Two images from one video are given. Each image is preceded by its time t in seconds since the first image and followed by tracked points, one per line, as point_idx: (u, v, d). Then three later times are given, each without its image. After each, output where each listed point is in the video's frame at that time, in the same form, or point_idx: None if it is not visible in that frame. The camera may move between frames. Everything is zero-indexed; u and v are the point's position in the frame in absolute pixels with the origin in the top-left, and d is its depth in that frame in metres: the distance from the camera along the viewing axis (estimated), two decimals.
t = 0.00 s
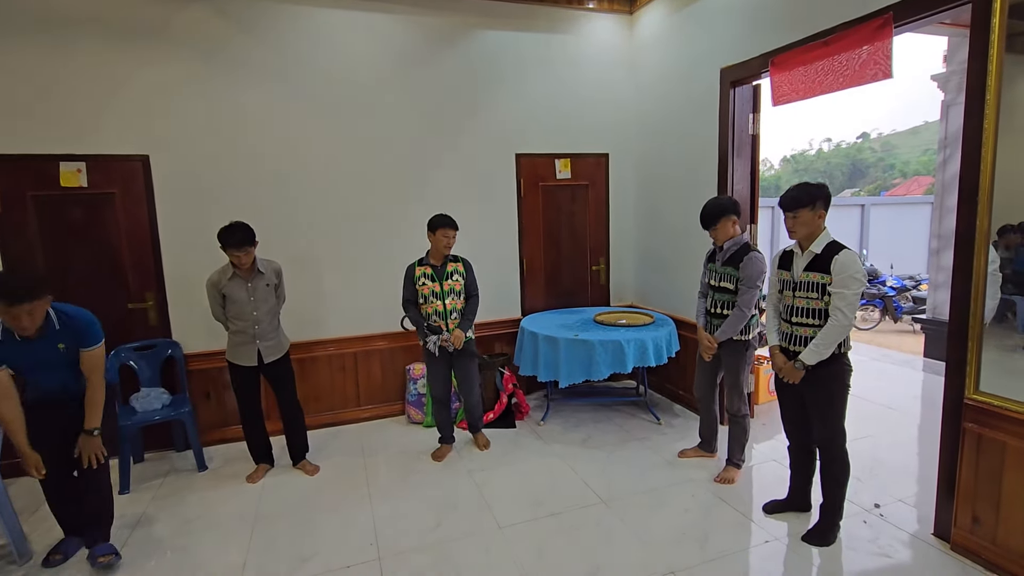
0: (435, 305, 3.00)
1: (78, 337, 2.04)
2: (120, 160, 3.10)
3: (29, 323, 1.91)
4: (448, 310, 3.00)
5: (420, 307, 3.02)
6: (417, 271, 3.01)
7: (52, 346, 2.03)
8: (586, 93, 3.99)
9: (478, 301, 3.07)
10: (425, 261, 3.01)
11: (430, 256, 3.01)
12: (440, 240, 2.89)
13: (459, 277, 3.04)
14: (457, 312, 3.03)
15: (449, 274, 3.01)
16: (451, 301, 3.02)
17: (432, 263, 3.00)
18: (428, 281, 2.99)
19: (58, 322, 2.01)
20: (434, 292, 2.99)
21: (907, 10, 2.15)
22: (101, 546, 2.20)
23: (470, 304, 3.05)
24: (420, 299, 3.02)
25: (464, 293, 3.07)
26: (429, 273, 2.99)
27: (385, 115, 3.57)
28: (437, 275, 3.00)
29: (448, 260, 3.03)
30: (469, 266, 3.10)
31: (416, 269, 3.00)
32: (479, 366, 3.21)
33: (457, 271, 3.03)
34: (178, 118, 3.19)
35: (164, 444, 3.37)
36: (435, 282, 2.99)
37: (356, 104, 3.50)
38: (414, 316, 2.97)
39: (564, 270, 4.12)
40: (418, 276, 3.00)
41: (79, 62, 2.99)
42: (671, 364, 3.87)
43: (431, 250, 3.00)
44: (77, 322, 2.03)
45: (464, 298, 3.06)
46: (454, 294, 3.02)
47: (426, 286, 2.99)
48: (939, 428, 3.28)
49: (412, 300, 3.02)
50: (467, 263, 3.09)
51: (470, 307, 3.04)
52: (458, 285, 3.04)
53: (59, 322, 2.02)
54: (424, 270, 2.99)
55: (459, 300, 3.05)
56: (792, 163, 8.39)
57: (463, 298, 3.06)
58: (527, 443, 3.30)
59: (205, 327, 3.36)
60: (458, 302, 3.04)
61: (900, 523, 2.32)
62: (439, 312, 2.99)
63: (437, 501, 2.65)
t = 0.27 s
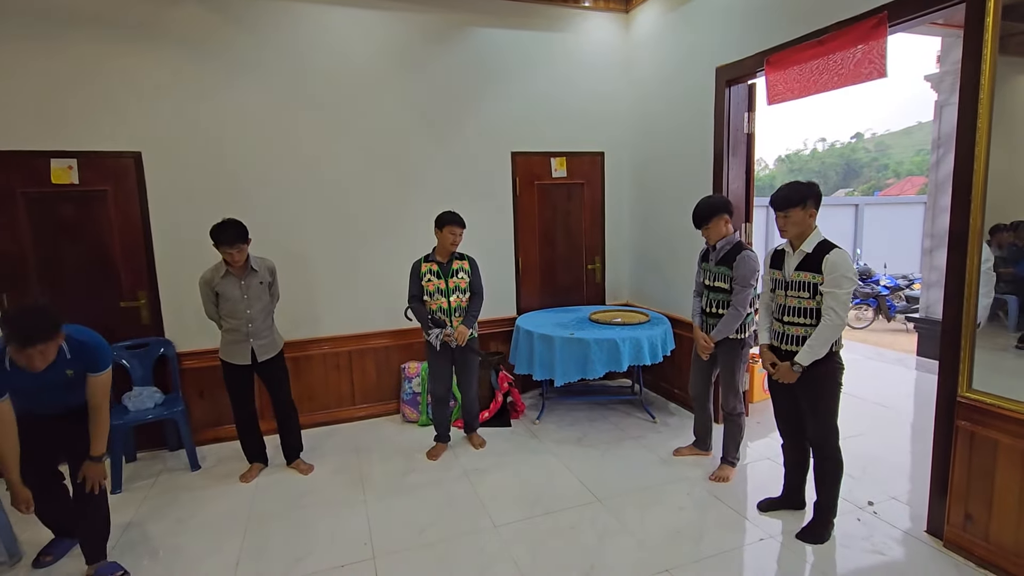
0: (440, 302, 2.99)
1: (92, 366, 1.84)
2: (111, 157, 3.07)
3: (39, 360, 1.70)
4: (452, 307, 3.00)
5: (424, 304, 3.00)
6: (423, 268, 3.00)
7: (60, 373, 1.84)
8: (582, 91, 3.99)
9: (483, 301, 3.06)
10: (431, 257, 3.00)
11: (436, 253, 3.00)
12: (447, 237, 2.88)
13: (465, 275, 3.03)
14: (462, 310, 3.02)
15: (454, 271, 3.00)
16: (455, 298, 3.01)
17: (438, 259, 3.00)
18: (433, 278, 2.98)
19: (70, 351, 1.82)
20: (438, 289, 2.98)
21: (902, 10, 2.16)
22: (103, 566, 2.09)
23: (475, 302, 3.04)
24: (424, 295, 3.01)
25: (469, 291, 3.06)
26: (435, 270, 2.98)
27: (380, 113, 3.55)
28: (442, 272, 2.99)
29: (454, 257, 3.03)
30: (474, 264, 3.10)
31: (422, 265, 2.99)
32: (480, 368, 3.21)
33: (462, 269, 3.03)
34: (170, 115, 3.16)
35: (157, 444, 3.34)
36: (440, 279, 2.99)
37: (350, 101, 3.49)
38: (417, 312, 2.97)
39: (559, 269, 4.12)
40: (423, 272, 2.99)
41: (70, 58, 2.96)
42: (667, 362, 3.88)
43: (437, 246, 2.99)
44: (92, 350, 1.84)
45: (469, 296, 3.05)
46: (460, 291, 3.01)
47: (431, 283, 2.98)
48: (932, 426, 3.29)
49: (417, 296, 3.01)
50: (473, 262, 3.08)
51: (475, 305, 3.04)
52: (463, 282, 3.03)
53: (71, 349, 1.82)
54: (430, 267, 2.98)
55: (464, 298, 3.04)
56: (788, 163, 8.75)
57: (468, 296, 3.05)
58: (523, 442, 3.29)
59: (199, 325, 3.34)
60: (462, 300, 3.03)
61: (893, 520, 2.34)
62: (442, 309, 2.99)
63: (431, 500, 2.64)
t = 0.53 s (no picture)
0: (443, 299, 2.97)
1: (102, 380, 1.77)
2: (101, 152, 3.04)
3: (54, 387, 1.61)
4: (455, 304, 2.98)
5: (427, 300, 2.99)
6: (427, 265, 2.99)
7: (71, 390, 1.76)
8: (577, 90, 3.99)
9: (487, 299, 3.05)
10: (435, 254, 2.99)
11: (441, 250, 2.99)
12: (451, 236, 2.87)
13: (469, 273, 3.03)
14: (466, 308, 3.01)
15: (458, 270, 2.99)
16: (458, 296, 2.99)
17: (442, 257, 2.99)
18: (437, 275, 2.96)
19: (81, 367, 1.74)
20: (442, 286, 2.97)
21: (895, 10, 2.17)
22: None
23: (479, 301, 3.02)
24: (427, 292, 2.99)
25: (473, 290, 3.06)
26: (439, 267, 2.97)
27: (374, 110, 3.53)
28: (446, 270, 2.98)
29: (458, 255, 3.02)
30: (478, 263, 3.10)
31: (426, 262, 2.99)
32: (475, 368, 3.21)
33: (466, 267, 3.02)
34: (162, 110, 3.12)
35: (147, 442, 3.31)
36: (444, 276, 2.97)
37: (344, 98, 3.46)
38: (419, 308, 2.94)
39: (554, 268, 4.12)
40: (428, 269, 2.98)
41: (59, 51, 2.92)
42: (660, 361, 3.89)
43: (442, 244, 2.98)
44: (103, 363, 1.77)
45: (472, 294, 3.04)
46: (463, 289, 3.00)
47: (434, 279, 2.97)
48: (921, 425, 3.32)
49: (420, 292, 3.00)
50: (477, 260, 3.08)
51: (479, 303, 3.02)
52: (467, 281, 3.03)
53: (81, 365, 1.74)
54: (434, 264, 2.97)
55: (468, 297, 3.03)
56: (779, 164, 9.00)
57: (471, 295, 3.04)
58: (516, 440, 3.29)
59: (190, 323, 3.31)
60: (466, 298, 3.02)
61: (883, 517, 2.36)
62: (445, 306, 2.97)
63: (425, 499, 2.63)
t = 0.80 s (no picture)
0: (441, 295, 2.96)
1: (94, 385, 1.62)
2: (89, 146, 2.99)
3: (39, 402, 1.42)
4: (454, 301, 2.97)
5: (425, 295, 2.97)
6: (427, 260, 2.98)
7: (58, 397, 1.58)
8: (571, 88, 3.99)
9: (486, 297, 3.04)
10: (436, 250, 2.98)
11: (441, 247, 2.98)
12: (452, 234, 2.86)
13: (468, 271, 3.01)
14: (464, 305, 3.00)
15: (457, 267, 2.98)
16: (457, 293, 2.98)
17: (442, 253, 2.98)
18: (436, 271, 2.95)
19: (70, 374, 1.57)
20: (441, 282, 2.96)
21: (887, 12, 2.19)
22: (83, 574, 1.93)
23: (478, 299, 3.01)
24: (425, 287, 2.98)
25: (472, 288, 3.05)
26: (438, 263, 2.96)
27: (367, 105, 3.51)
28: (446, 267, 2.97)
29: (458, 252, 3.01)
30: (478, 261, 3.08)
31: (426, 257, 2.97)
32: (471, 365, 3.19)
33: (465, 265, 3.01)
34: (151, 103, 3.08)
35: (134, 439, 3.27)
36: (443, 273, 2.96)
37: (337, 93, 3.43)
38: (418, 302, 2.93)
39: (547, 266, 4.11)
40: (427, 264, 2.97)
41: (46, 42, 2.87)
42: (652, 360, 3.90)
43: (442, 241, 2.97)
44: (95, 366, 1.60)
45: (472, 291, 3.03)
46: (463, 287, 2.99)
47: (433, 275, 2.96)
48: (910, 424, 3.35)
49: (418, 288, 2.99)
50: (477, 259, 3.07)
51: (478, 301, 3.01)
52: (467, 279, 3.01)
53: (70, 371, 1.57)
54: (433, 260, 2.96)
55: (467, 294, 3.02)
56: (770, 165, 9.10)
57: (470, 292, 3.03)
58: (508, 438, 3.28)
59: (179, 319, 3.27)
60: (464, 295, 3.00)
61: (872, 515, 2.37)
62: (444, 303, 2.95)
63: (416, 497, 2.62)
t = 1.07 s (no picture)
0: (437, 292, 2.94)
1: (75, 403, 1.45)
2: (77, 137, 2.95)
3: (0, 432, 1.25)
4: (450, 298, 2.96)
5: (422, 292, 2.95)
6: (424, 257, 2.96)
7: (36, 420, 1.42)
8: (567, 86, 3.98)
9: (483, 296, 3.04)
10: (433, 247, 2.97)
11: (438, 243, 2.97)
12: (450, 231, 2.85)
13: (465, 269, 3.02)
14: (460, 302, 2.99)
15: (455, 264, 2.98)
16: (454, 290, 2.97)
17: (440, 250, 2.97)
18: (433, 267, 2.94)
19: (41, 394, 1.40)
20: (437, 279, 2.95)
21: (880, 13, 2.20)
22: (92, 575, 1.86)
23: (474, 297, 3.01)
24: (422, 284, 2.96)
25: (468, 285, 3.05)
26: (436, 260, 2.95)
27: (361, 100, 3.49)
28: (443, 263, 2.96)
29: (455, 249, 3.01)
30: (475, 259, 3.09)
31: (423, 254, 2.95)
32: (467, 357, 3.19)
33: (463, 262, 3.01)
34: (141, 95, 3.04)
35: (123, 436, 3.24)
36: (440, 269, 2.95)
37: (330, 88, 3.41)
38: (415, 299, 2.91)
39: (540, 264, 4.11)
40: (424, 260, 2.95)
41: (34, 32, 2.83)
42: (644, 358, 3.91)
43: (440, 237, 2.96)
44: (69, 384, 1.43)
45: (468, 288, 3.03)
46: (459, 284, 2.99)
47: (430, 272, 2.95)
48: (898, 423, 3.39)
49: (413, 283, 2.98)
50: (473, 257, 3.08)
51: (475, 300, 3.01)
52: (463, 276, 3.01)
53: (38, 392, 1.40)
54: (430, 256, 2.95)
55: (463, 292, 3.01)
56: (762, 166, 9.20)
57: (467, 291, 3.03)
58: (500, 436, 3.28)
59: (170, 313, 3.24)
60: (461, 292, 3.00)
61: (861, 513, 2.40)
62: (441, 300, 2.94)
63: (407, 494, 2.61)
